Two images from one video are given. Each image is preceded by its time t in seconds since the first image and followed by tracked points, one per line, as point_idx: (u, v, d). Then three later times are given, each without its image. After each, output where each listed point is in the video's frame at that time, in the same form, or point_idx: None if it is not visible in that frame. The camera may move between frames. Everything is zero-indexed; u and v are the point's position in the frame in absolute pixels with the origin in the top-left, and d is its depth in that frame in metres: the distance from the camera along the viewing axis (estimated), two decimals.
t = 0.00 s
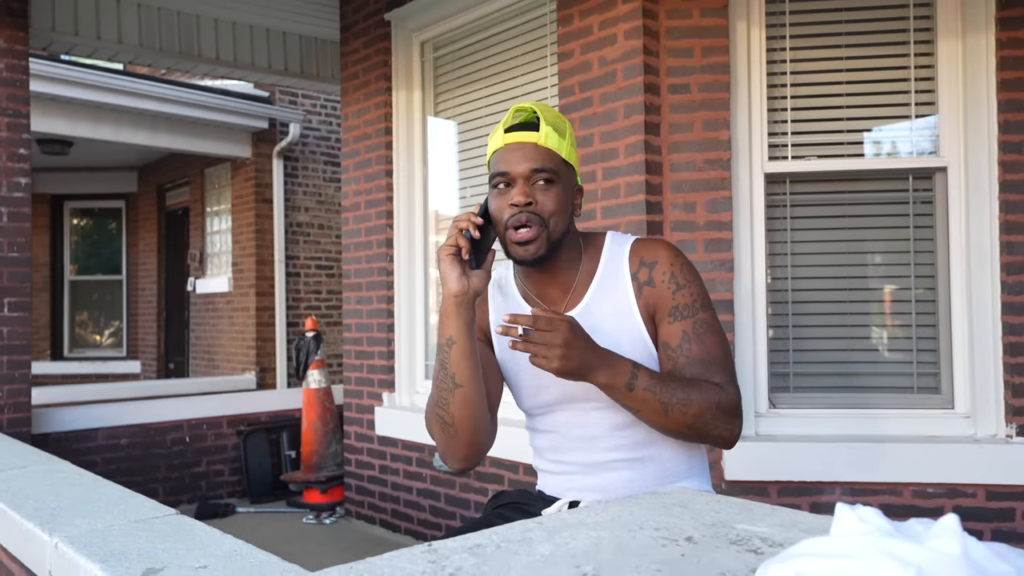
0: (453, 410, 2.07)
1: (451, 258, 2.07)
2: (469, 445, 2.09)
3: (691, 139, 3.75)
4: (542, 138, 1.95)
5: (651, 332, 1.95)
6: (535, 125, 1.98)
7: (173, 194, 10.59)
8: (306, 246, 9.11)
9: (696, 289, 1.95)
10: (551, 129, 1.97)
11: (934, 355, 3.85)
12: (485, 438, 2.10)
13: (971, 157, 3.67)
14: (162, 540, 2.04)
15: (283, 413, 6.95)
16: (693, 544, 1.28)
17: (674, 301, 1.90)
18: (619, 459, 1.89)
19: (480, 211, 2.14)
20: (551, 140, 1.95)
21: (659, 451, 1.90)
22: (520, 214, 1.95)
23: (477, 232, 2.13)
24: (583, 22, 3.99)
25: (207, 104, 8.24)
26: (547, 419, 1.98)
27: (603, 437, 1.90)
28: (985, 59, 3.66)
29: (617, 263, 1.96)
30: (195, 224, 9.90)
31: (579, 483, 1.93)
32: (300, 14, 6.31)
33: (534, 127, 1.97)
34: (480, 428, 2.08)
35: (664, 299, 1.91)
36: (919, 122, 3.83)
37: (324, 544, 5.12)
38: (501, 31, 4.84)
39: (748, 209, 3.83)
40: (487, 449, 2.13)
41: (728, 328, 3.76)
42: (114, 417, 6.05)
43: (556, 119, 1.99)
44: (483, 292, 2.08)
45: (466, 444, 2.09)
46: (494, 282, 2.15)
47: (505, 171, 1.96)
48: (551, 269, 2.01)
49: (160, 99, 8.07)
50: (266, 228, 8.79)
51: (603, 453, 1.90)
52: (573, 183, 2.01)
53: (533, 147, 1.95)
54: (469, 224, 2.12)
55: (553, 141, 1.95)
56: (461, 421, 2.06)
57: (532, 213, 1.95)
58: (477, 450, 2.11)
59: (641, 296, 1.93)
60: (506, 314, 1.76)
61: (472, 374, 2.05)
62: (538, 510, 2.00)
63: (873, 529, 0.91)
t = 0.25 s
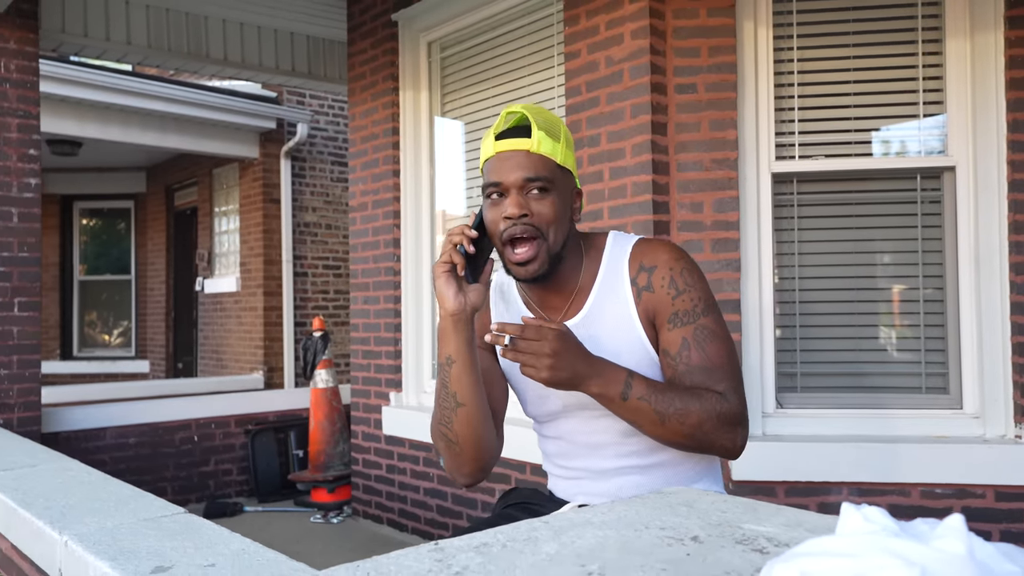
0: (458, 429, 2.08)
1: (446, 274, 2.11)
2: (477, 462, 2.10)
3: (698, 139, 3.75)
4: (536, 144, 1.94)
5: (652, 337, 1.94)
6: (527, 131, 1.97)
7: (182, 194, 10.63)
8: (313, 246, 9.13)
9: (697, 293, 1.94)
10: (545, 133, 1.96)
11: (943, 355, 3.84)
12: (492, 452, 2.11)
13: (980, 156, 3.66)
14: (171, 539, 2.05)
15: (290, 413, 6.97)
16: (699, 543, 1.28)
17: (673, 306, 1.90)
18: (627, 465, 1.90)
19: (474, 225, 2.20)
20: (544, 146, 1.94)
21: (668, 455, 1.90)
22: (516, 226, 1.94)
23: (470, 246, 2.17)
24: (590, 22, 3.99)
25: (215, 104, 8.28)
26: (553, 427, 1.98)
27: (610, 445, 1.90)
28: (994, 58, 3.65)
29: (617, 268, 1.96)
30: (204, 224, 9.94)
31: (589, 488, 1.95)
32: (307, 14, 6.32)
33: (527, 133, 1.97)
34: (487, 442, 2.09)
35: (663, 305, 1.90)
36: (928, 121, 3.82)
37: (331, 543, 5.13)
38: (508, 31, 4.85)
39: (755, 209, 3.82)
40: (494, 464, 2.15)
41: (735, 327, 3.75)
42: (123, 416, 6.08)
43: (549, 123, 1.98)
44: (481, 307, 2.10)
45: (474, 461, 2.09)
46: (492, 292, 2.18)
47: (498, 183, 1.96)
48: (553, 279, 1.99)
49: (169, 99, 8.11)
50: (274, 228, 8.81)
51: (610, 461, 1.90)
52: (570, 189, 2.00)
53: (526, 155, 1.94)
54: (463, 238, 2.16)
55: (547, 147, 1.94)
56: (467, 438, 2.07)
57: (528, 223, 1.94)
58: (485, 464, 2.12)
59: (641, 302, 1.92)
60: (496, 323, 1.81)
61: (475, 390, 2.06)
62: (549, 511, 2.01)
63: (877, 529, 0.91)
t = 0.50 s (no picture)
0: (469, 435, 2.08)
1: (458, 281, 2.09)
2: (487, 466, 2.10)
3: (704, 138, 3.74)
4: (548, 148, 1.92)
5: (659, 340, 1.94)
6: (539, 135, 1.94)
7: (190, 195, 10.68)
8: (321, 246, 9.15)
9: (704, 298, 1.94)
10: (556, 136, 1.94)
11: (951, 355, 3.82)
12: (501, 457, 2.12)
13: (988, 156, 3.65)
14: (178, 538, 2.06)
15: (298, 412, 6.99)
16: (704, 543, 1.28)
17: (681, 309, 1.90)
18: (632, 466, 1.90)
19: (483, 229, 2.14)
20: (557, 150, 1.92)
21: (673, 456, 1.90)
22: (528, 231, 1.93)
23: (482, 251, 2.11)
24: (597, 22, 3.98)
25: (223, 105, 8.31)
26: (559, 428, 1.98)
27: (616, 446, 1.90)
28: (1003, 56, 3.63)
29: (624, 270, 1.96)
30: (212, 224, 9.98)
31: (592, 489, 1.94)
32: (314, 14, 6.33)
33: (538, 136, 1.94)
34: (497, 447, 2.09)
35: (671, 308, 1.91)
36: (936, 121, 3.80)
37: (338, 543, 5.14)
38: (515, 31, 4.85)
39: (762, 208, 3.81)
40: (502, 469, 2.15)
41: (742, 327, 3.75)
42: (132, 416, 6.11)
43: (559, 125, 1.96)
44: (492, 313, 2.11)
45: (484, 466, 2.10)
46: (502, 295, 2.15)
47: (509, 188, 1.94)
48: (562, 283, 1.98)
49: (177, 100, 8.14)
50: (281, 228, 8.83)
51: (615, 462, 1.91)
52: (580, 193, 1.99)
53: (538, 159, 1.92)
54: (474, 243, 2.10)
55: (559, 151, 1.92)
56: (478, 443, 2.07)
57: (539, 228, 1.93)
58: (495, 469, 2.12)
59: (648, 305, 1.92)
60: (504, 332, 1.80)
61: (486, 396, 2.07)
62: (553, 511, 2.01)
63: (881, 529, 0.91)
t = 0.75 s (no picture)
0: (472, 426, 2.05)
1: (463, 273, 2.07)
2: (489, 460, 2.07)
3: (707, 138, 3.74)
4: (552, 144, 1.91)
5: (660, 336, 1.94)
6: (543, 131, 1.94)
7: (193, 195, 10.69)
8: (323, 246, 9.15)
9: (706, 295, 1.94)
10: (560, 132, 1.93)
11: (955, 355, 3.81)
12: (503, 451, 2.08)
13: (992, 155, 3.63)
14: (178, 538, 2.06)
15: (300, 412, 6.99)
16: (703, 544, 1.28)
17: (683, 305, 1.90)
18: (633, 463, 1.89)
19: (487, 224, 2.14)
20: (561, 146, 1.91)
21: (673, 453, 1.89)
22: (532, 226, 1.92)
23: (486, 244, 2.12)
24: (599, 21, 3.98)
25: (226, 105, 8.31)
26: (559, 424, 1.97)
27: (616, 442, 1.89)
28: (1007, 56, 3.62)
29: (626, 267, 1.95)
30: (214, 224, 9.98)
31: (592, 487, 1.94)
32: (316, 14, 6.33)
33: (542, 132, 1.94)
34: (499, 440, 2.06)
35: (673, 304, 1.91)
36: (940, 120, 3.79)
37: (340, 543, 5.14)
38: (517, 31, 4.84)
39: (764, 208, 3.80)
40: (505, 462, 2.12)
41: (744, 327, 3.74)
42: (135, 416, 6.11)
43: (563, 122, 1.95)
44: (496, 305, 2.09)
45: (486, 459, 2.06)
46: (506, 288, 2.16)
47: (513, 183, 1.93)
48: (564, 276, 1.98)
49: (180, 100, 8.15)
50: (284, 228, 8.83)
51: (616, 458, 1.90)
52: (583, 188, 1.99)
53: (542, 155, 1.91)
54: (479, 236, 2.10)
55: (563, 147, 1.92)
56: (480, 436, 2.04)
57: (544, 224, 1.92)
58: (498, 461, 2.09)
59: (650, 301, 1.92)
60: (508, 323, 1.80)
61: (490, 388, 2.03)
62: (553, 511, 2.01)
63: (882, 531, 0.90)
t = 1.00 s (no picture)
0: (472, 417, 2.05)
1: (464, 266, 2.09)
2: (490, 451, 2.06)
3: (707, 137, 3.73)
4: (550, 149, 1.88)
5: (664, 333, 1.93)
6: (543, 134, 1.90)
7: (193, 194, 10.68)
8: (323, 245, 9.15)
9: (710, 293, 1.93)
10: (560, 135, 1.89)
11: (955, 355, 3.80)
12: (505, 442, 2.08)
13: (993, 154, 3.62)
14: (175, 538, 2.05)
15: (300, 412, 6.98)
16: (702, 545, 1.28)
17: (686, 302, 1.89)
18: (633, 458, 1.88)
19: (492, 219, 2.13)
20: (559, 150, 1.88)
21: (674, 450, 1.88)
22: (527, 231, 1.91)
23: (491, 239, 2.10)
24: (599, 20, 3.96)
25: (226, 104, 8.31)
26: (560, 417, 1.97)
27: (617, 435, 1.88)
28: (1008, 54, 3.61)
29: (632, 262, 1.95)
30: (215, 224, 9.98)
31: (592, 482, 1.92)
32: (316, 13, 6.32)
33: (542, 136, 1.90)
34: (500, 431, 2.06)
35: (676, 301, 1.90)
36: (941, 119, 3.78)
37: (340, 543, 5.14)
38: (517, 30, 4.83)
39: (765, 208, 3.79)
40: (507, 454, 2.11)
41: (744, 327, 3.73)
42: (134, 415, 6.11)
43: (565, 123, 1.91)
44: (497, 299, 2.09)
45: (487, 451, 2.06)
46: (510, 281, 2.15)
47: (510, 186, 1.91)
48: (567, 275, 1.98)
49: (180, 99, 8.14)
50: (284, 228, 8.83)
51: (616, 452, 1.89)
52: (586, 189, 1.95)
53: (540, 160, 1.88)
54: (482, 230, 2.09)
55: (562, 152, 1.88)
56: (480, 427, 2.04)
57: (541, 227, 1.90)
58: (498, 454, 2.09)
59: (654, 297, 1.92)
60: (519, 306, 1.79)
61: (490, 378, 2.03)
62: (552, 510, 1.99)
63: (882, 532, 0.89)
